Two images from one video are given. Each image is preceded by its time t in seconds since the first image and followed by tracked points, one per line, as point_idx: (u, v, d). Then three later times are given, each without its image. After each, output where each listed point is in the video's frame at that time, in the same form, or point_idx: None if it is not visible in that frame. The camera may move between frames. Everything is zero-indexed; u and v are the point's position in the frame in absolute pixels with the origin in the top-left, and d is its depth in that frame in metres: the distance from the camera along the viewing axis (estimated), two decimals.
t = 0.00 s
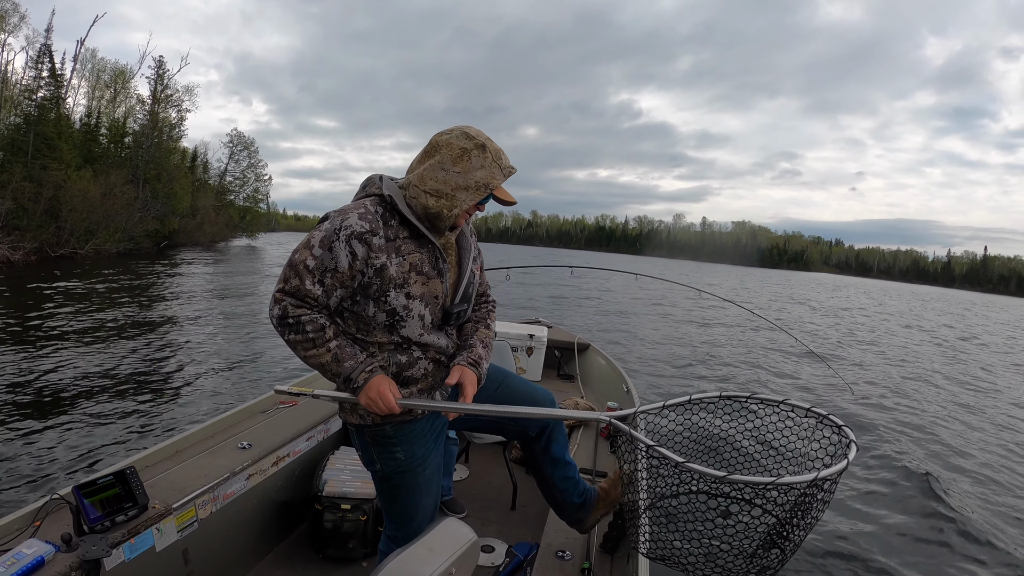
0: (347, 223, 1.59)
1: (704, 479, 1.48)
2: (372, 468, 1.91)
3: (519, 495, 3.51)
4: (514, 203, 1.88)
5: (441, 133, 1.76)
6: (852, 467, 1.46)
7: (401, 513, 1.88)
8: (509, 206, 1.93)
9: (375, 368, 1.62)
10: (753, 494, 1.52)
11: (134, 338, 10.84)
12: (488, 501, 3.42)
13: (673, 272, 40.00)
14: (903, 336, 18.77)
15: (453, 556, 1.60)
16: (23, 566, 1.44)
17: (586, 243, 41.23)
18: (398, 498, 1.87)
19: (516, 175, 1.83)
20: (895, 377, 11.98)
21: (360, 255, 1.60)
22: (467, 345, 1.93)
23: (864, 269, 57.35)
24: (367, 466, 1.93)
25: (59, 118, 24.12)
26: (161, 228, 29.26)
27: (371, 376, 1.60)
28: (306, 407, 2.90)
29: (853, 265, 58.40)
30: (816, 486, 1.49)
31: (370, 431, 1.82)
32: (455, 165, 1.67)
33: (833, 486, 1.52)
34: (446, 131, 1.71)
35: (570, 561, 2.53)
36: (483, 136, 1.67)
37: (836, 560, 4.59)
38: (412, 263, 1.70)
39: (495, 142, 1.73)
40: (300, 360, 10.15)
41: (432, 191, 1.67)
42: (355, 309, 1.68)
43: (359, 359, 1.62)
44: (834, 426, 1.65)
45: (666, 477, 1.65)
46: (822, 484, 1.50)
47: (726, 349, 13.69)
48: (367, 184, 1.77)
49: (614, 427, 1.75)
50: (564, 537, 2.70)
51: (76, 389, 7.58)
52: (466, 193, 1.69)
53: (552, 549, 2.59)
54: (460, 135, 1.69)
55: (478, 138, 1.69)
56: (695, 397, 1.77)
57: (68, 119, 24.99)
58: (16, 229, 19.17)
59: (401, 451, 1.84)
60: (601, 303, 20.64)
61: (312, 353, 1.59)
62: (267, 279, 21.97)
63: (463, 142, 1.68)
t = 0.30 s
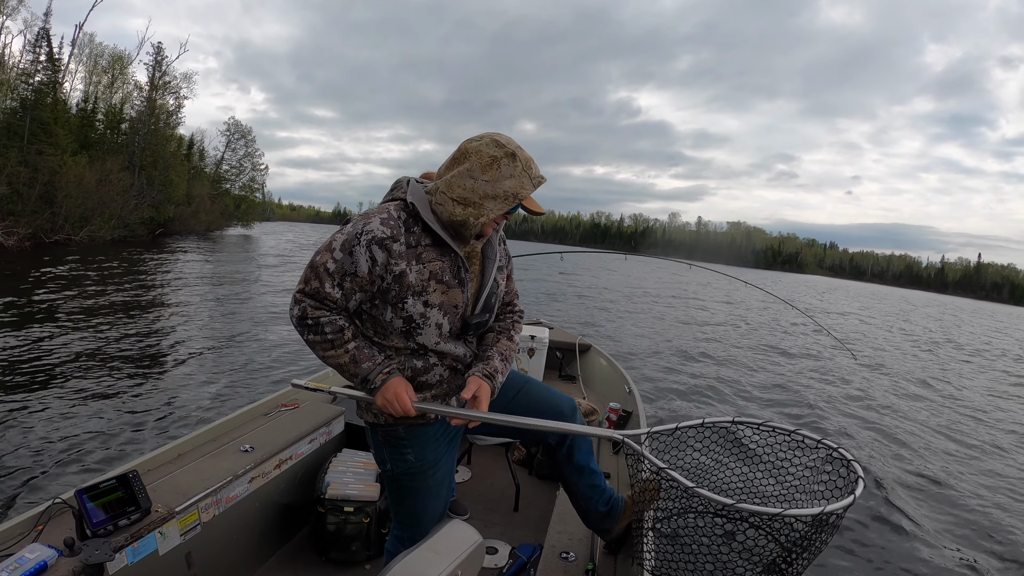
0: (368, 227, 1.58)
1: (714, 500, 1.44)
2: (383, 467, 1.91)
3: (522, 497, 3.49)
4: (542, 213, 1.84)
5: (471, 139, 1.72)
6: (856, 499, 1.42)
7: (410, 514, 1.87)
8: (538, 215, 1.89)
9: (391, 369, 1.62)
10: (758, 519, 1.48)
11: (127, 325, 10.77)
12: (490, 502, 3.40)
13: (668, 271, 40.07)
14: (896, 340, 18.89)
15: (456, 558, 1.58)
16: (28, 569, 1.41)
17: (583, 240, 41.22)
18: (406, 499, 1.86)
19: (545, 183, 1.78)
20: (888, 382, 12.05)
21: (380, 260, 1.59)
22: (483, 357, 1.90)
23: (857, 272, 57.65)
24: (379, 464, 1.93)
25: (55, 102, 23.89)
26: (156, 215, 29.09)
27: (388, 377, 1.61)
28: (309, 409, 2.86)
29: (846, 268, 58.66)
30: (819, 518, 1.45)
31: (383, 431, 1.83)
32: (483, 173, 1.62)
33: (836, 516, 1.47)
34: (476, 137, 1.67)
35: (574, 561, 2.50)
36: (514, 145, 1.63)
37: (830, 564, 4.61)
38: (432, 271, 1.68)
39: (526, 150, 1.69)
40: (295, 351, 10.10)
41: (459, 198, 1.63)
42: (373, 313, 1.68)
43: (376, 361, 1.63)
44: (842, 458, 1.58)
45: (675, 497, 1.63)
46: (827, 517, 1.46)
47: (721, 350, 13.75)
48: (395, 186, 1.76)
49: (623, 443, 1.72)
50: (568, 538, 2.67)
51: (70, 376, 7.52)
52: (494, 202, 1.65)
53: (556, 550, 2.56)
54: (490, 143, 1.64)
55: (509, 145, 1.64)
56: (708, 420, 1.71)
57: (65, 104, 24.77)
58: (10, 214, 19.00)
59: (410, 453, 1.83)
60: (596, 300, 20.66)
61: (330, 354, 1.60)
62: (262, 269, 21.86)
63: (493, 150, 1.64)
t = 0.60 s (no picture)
0: (365, 230, 1.59)
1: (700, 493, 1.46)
2: (381, 460, 1.93)
3: (520, 495, 3.51)
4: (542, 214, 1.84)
5: (472, 139, 1.72)
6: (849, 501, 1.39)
7: (406, 508, 1.89)
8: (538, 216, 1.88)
9: (390, 368, 1.65)
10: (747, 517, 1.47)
11: (122, 330, 10.74)
12: (487, 500, 3.42)
13: (664, 271, 40.12)
14: (891, 337, 18.97)
15: (452, 556, 1.59)
16: (23, 565, 1.41)
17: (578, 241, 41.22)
18: (403, 493, 1.88)
19: (545, 185, 1.78)
20: (884, 378, 12.11)
21: (375, 262, 1.60)
22: (482, 360, 1.91)
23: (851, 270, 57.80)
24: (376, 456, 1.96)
25: (49, 107, 23.81)
26: (151, 219, 29.03)
27: (387, 375, 1.63)
28: (307, 405, 2.87)
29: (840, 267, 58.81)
30: (808, 518, 1.44)
31: (380, 423, 1.85)
32: (483, 174, 1.62)
33: (828, 520, 1.45)
34: (476, 139, 1.68)
35: (571, 561, 2.48)
36: (515, 146, 1.63)
37: (825, 560, 4.62)
38: (428, 273, 1.69)
39: (526, 152, 1.69)
40: (292, 354, 10.10)
41: (459, 199, 1.63)
42: (371, 312, 1.70)
43: (374, 360, 1.65)
44: (834, 473, 1.54)
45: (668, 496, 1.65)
46: (818, 519, 1.43)
47: (717, 348, 13.79)
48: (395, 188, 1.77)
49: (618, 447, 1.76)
50: (565, 536, 2.67)
51: (65, 381, 7.51)
52: (494, 204, 1.66)
53: (553, 549, 2.55)
54: (490, 144, 1.64)
55: (510, 147, 1.64)
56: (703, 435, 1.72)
57: (58, 108, 24.69)
58: (4, 220, 18.94)
59: (406, 445, 1.85)
60: (592, 300, 20.69)
61: (329, 351, 1.63)
62: (258, 272, 21.83)
63: (493, 152, 1.64)
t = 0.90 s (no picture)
0: (346, 235, 1.64)
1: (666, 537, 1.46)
2: (377, 457, 1.96)
3: (518, 494, 3.53)
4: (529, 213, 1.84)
5: (454, 138, 1.73)
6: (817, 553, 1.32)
7: (402, 504, 1.92)
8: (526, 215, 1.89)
9: (376, 371, 1.71)
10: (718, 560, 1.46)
11: (119, 343, 10.74)
12: (486, 499, 3.44)
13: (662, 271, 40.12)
14: (890, 331, 18.95)
15: (448, 554, 1.61)
16: (20, 562, 1.43)
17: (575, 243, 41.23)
18: (398, 489, 1.91)
19: (531, 182, 1.78)
20: (883, 372, 12.12)
21: (357, 266, 1.65)
22: (471, 367, 1.93)
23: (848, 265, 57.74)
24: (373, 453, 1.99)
25: (42, 123, 23.81)
26: (147, 233, 29.01)
27: (374, 378, 1.70)
28: (307, 404, 2.89)
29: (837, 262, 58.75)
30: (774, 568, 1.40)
31: (373, 420, 1.88)
32: (465, 175, 1.63)
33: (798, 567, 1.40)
34: (457, 139, 1.69)
35: (568, 560, 2.47)
36: (495, 145, 1.64)
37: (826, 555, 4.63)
38: (411, 276, 1.72)
39: (508, 149, 1.70)
40: (291, 363, 10.12)
41: (440, 200, 1.65)
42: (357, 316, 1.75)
43: (360, 363, 1.71)
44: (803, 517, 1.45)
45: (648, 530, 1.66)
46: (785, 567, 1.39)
47: (716, 346, 13.81)
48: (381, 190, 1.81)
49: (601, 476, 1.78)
50: (562, 535, 2.67)
51: (62, 396, 7.52)
52: (477, 204, 1.66)
53: (550, 547, 2.54)
54: (471, 144, 1.65)
55: (490, 146, 1.65)
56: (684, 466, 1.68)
57: (51, 124, 24.68)
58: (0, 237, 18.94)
59: (399, 443, 1.87)
60: (591, 302, 20.69)
61: (316, 353, 1.69)
62: (256, 283, 21.84)
63: (474, 151, 1.65)
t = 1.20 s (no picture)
0: (340, 236, 1.64)
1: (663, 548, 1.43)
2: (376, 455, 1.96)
3: (518, 494, 3.53)
4: (525, 211, 1.83)
5: (448, 138, 1.73)
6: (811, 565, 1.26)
7: (400, 503, 1.92)
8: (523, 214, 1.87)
9: (363, 374, 1.73)
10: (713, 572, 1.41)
11: (115, 347, 10.70)
12: (486, 499, 3.44)
13: (659, 271, 40.20)
14: (886, 328, 19.04)
15: (448, 554, 1.60)
16: (20, 563, 1.42)
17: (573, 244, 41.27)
18: (398, 488, 1.91)
19: (527, 181, 1.78)
20: (881, 369, 12.17)
21: (350, 268, 1.66)
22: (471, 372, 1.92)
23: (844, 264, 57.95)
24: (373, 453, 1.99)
25: (38, 127, 23.73)
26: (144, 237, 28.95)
27: (359, 382, 1.71)
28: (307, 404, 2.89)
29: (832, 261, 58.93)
30: None
31: (371, 420, 1.88)
32: (459, 174, 1.63)
33: None
34: (451, 138, 1.68)
35: (568, 559, 2.47)
36: (488, 144, 1.63)
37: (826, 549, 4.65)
38: (405, 277, 1.72)
39: (503, 147, 1.69)
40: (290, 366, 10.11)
41: (435, 199, 1.65)
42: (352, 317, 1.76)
43: (349, 364, 1.73)
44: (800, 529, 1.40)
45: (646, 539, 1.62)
46: None
47: (714, 345, 13.84)
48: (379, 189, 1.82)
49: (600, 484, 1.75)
50: (562, 535, 2.66)
51: (58, 400, 7.49)
52: (471, 204, 1.66)
53: (550, 547, 2.53)
54: (464, 142, 1.65)
55: (484, 145, 1.64)
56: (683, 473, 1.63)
57: (47, 128, 24.60)
58: None
59: (397, 443, 1.87)
60: (588, 302, 20.72)
61: (307, 352, 1.72)
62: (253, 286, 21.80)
63: (467, 150, 1.64)
